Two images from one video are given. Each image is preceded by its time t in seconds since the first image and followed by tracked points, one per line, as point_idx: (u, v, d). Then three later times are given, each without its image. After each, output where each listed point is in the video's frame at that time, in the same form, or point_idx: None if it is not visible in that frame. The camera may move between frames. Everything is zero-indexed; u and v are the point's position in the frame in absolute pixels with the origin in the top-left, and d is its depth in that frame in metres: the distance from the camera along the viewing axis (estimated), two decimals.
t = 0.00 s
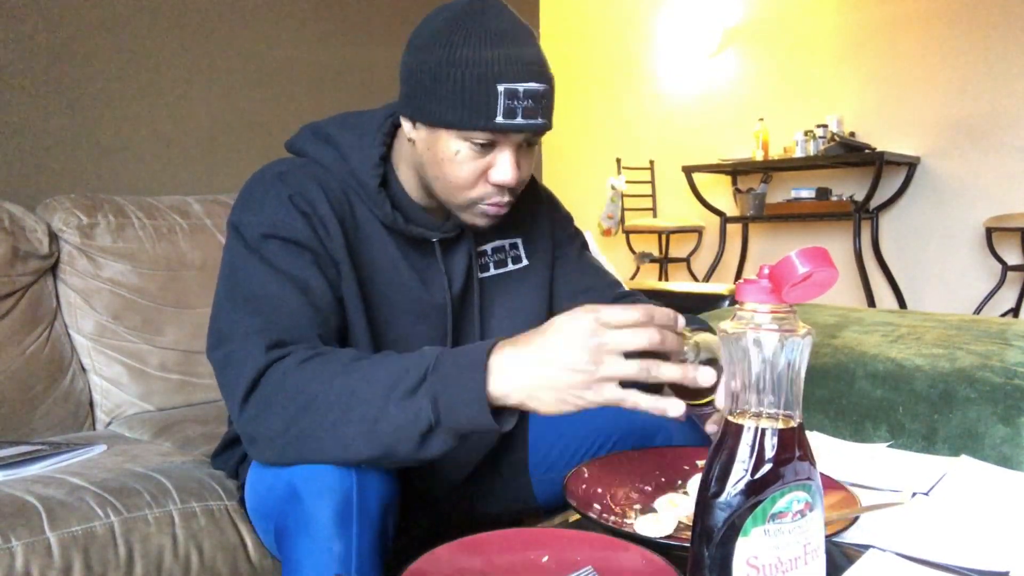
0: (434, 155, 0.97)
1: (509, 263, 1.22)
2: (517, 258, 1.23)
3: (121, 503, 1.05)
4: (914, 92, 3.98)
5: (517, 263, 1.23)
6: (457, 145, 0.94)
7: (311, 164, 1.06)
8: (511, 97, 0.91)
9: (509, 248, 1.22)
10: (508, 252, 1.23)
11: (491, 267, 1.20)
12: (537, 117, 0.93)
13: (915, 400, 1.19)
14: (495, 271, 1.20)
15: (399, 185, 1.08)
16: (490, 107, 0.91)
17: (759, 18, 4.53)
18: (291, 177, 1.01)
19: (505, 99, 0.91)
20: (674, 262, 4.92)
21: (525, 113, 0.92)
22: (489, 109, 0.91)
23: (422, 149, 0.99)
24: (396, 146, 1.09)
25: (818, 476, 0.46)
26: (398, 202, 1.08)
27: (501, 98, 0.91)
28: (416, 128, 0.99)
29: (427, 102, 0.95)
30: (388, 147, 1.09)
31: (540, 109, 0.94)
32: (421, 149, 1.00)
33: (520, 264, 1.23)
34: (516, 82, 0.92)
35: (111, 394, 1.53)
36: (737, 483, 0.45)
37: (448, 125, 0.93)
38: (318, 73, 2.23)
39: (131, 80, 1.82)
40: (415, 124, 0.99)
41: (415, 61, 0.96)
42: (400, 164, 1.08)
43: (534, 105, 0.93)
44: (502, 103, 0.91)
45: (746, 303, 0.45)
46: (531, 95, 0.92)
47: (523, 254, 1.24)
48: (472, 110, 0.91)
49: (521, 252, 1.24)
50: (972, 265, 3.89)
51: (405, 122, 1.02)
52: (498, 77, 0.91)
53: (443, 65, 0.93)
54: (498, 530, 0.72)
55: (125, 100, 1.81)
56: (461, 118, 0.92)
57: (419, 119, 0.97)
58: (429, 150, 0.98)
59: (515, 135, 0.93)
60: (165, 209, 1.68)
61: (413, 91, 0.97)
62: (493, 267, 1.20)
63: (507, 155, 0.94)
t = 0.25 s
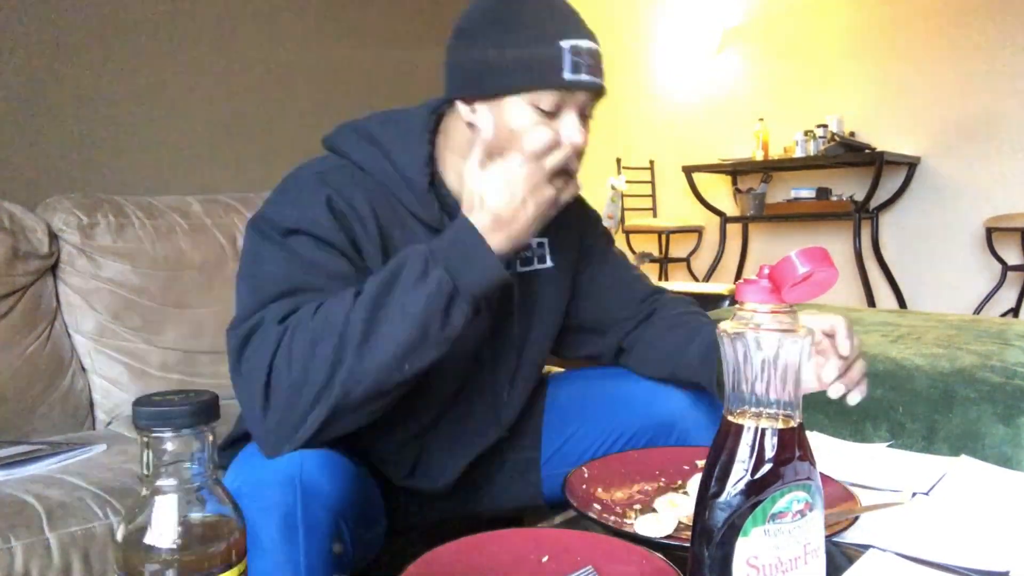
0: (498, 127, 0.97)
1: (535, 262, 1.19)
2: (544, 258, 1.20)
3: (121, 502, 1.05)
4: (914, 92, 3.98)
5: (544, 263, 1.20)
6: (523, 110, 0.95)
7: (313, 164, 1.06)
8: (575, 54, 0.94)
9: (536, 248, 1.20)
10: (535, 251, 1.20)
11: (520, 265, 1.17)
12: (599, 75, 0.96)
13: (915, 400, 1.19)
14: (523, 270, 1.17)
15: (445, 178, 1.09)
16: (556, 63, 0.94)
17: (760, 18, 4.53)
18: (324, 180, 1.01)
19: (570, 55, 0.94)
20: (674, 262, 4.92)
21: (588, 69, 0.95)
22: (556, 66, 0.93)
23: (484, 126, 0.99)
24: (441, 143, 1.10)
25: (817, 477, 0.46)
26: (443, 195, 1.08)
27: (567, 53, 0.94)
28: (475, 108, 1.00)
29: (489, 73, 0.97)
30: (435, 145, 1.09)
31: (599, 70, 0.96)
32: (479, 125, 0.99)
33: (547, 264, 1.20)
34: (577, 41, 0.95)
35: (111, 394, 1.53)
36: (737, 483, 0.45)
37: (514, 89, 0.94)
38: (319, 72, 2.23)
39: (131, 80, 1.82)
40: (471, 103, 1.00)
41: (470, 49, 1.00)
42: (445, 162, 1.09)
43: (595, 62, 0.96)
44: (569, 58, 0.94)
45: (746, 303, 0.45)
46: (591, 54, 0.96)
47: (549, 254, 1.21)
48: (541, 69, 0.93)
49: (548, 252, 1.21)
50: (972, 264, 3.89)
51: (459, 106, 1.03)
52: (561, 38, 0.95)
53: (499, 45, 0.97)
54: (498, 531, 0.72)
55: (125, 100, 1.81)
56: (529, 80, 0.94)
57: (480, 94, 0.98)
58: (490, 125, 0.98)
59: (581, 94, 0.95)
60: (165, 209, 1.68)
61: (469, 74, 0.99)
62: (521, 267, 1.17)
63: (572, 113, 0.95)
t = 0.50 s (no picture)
0: (498, 157, 0.95)
1: (531, 256, 1.21)
2: (541, 252, 1.22)
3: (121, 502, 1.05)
4: (914, 92, 3.98)
5: (539, 258, 1.22)
6: (523, 149, 0.93)
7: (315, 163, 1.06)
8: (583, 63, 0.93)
9: (533, 242, 1.22)
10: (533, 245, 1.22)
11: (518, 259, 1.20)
12: (606, 130, 0.92)
13: (915, 400, 1.18)
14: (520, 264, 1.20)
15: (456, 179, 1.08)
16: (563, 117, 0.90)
17: (760, 18, 4.53)
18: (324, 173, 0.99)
19: (577, 110, 0.90)
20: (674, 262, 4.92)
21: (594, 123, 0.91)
22: (561, 119, 0.90)
23: (485, 149, 0.97)
24: (455, 135, 1.09)
25: (818, 476, 0.46)
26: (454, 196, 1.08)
27: (575, 108, 0.89)
28: (480, 128, 0.98)
29: (497, 102, 0.93)
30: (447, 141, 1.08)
31: (607, 123, 0.92)
32: (482, 148, 0.98)
33: (544, 257, 1.22)
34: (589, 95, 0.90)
35: (111, 394, 1.53)
36: (737, 484, 0.45)
37: (517, 129, 0.92)
38: (318, 72, 2.23)
39: (130, 79, 1.82)
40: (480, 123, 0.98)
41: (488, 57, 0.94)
42: (457, 160, 1.08)
43: (602, 117, 0.91)
44: (575, 113, 0.90)
45: (746, 304, 0.45)
46: (602, 108, 0.91)
47: (546, 248, 1.23)
48: (546, 118, 0.90)
49: (545, 246, 1.23)
50: (972, 264, 3.89)
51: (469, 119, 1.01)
52: (574, 87, 0.90)
53: (517, 70, 0.91)
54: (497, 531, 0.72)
55: (124, 100, 1.81)
56: (534, 125, 0.91)
57: (487, 119, 0.95)
58: (492, 152, 0.96)
59: (581, 147, 0.92)
60: (165, 209, 1.68)
61: (481, 88, 0.95)
62: (519, 259, 1.20)
63: (570, 164, 0.93)
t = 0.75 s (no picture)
0: (467, 159, 0.96)
1: (515, 257, 1.22)
2: (526, 252, 1.23)
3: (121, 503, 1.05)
4: (914, 92, 3.98)
5: (523, 257, 1.23)
6: (491, 149, 0.94)
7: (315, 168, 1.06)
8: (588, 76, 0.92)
9: (516, 244, 1.22)
10: (516, 246, 1.22)
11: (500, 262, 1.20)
12: (572, 123, 0.92)
13: (915, 400, 1.18)
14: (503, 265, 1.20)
15: (420, 186, 1.08)
16: (527, 113, 0.90)
17: (760, 18, 4.53)
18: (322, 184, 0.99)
19: (541, 106, 0.90)
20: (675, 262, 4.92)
21: (558, 118, 0.91)
22: (526, 116, 0.90)
23: (454, 152, 0.98)
24: (418, 141, 1.09)
25: (818, 476, 0.46)
26: (418, 201, 1.08)
27: (538, 105, 0.90)
28: (449, 132, 0.98)
29: (463, 106, 0.93)
30: (410, 146, 1.09)
31: (573, 116, 0.93)
32: (451, 152, 0.99)
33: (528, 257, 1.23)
34: (552, 89, 0.91)
35: (112, 394, 1.53)
36: (737, 483, 0.45)
37: (484, 130, 0.92)
38: (318, 73, 2.23)
39: (132, 79, 1.82)
40: (446, 126, 0.98)
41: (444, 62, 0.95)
42: (422, 164, 1.08)
43: (567, 111, 0.91)
44: (540, 109, 0.90)
45: (746, 303, 0.45)
46: (567, 101, 0.91)
47: (529, 248, 1.24)
48: (513, 116, 0.90)
49: (528, 246, 1.24)
50: (972, 264, 3.89)
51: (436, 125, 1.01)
52: (535, 84, 0.90)
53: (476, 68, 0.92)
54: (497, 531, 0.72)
55: (125, 100, 1.81)
56: (501, 125, 0.91)
57: (453, 123, 0.95)
58: (461, 154, 0.97)
59: (548, 142, 0.93)
60: (165, 209, 1.68)
61: (443, 95, 0.96)
62: (501, 262, 1.20)
63: (539, 161, 0.94)
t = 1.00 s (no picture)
0: (518, 201, 0.93)
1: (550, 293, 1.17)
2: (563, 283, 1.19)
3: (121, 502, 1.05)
4: (914, 92, 3.98)
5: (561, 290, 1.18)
6: (546, 192, 0.90)
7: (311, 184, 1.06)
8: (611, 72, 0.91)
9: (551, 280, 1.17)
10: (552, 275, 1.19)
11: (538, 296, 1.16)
12: (637, 174, 0.88)
13: (915, 400, 1.19)
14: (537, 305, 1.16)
15: (459, 222, 1.07)
16: (591, 158, 0.86)
17: (759, 18, 4.53)
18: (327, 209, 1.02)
19: (608, 151, 0.86)
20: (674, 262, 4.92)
21: (624, 166, 0.87)
22: (590, 160, 0.86)
23: (505, 189, 0.95)
24: (463, 175, 1.07)
25: (818, 476, 0.46)
26: (454, 239, 1.07)
27: (605, 148, 0.86)
28: (501, 167, 0.95)
29: (523, 144, 0.90)
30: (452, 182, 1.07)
31: (639, 164, 0.88)
32: (501, 189, 0.96)
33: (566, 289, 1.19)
34: (621, 134, 0.86)
35: (112, 394, 1.53)
36: (737, 483, 0.45)
37: (542, 172, 0.89)
38: (318, 72, 2.23)
39: (132, 79, 1.82)
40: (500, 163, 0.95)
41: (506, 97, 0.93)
42: (463, 200, 1.06)
43: (633, 159, 0.87)
44: (605, 153, 0.86)
45: (746, 303, 0.45)
46: (635, 149, 0.87)
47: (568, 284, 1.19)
48: (574, 160, 0.87)
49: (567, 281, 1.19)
50: (972, 264, 3.89)
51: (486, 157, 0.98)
52: (605, 125, 0.86)
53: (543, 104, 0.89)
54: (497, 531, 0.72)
55: (125, 100, 1.81)
56: (562, 169, 0.88)
57: (510, 159, 0.93)
58: (512, 194, 0.94)
59: (609, 191, 0.89)
60: (165, 209, 1.68)
61: (503, 132, 0.93)
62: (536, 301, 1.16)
63: (598, 210, 0.90)
